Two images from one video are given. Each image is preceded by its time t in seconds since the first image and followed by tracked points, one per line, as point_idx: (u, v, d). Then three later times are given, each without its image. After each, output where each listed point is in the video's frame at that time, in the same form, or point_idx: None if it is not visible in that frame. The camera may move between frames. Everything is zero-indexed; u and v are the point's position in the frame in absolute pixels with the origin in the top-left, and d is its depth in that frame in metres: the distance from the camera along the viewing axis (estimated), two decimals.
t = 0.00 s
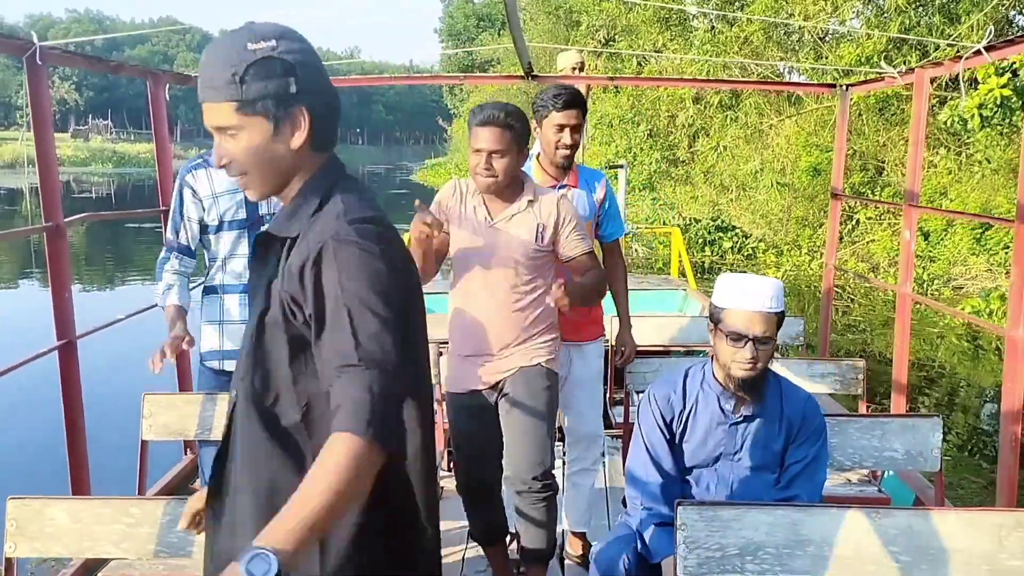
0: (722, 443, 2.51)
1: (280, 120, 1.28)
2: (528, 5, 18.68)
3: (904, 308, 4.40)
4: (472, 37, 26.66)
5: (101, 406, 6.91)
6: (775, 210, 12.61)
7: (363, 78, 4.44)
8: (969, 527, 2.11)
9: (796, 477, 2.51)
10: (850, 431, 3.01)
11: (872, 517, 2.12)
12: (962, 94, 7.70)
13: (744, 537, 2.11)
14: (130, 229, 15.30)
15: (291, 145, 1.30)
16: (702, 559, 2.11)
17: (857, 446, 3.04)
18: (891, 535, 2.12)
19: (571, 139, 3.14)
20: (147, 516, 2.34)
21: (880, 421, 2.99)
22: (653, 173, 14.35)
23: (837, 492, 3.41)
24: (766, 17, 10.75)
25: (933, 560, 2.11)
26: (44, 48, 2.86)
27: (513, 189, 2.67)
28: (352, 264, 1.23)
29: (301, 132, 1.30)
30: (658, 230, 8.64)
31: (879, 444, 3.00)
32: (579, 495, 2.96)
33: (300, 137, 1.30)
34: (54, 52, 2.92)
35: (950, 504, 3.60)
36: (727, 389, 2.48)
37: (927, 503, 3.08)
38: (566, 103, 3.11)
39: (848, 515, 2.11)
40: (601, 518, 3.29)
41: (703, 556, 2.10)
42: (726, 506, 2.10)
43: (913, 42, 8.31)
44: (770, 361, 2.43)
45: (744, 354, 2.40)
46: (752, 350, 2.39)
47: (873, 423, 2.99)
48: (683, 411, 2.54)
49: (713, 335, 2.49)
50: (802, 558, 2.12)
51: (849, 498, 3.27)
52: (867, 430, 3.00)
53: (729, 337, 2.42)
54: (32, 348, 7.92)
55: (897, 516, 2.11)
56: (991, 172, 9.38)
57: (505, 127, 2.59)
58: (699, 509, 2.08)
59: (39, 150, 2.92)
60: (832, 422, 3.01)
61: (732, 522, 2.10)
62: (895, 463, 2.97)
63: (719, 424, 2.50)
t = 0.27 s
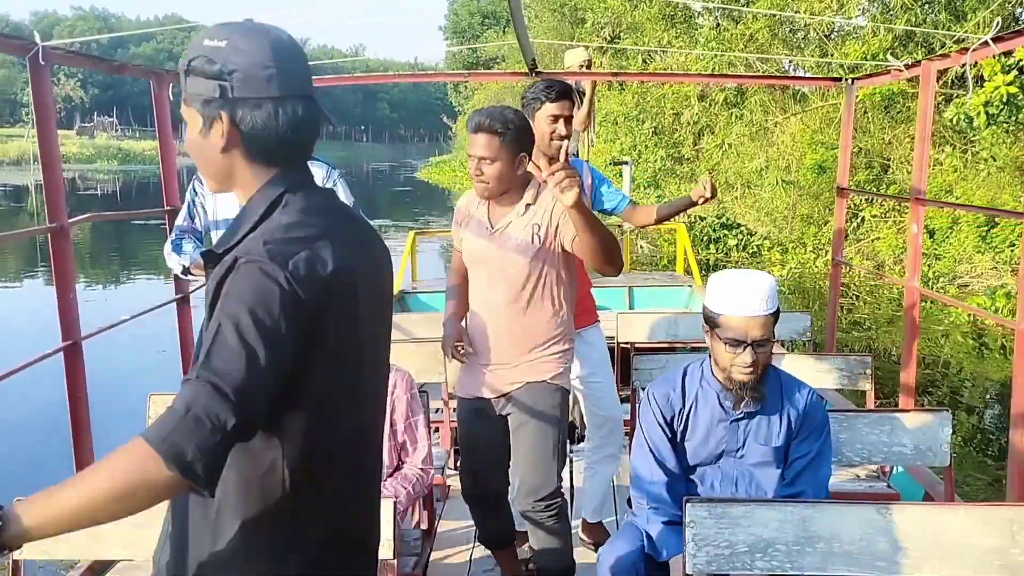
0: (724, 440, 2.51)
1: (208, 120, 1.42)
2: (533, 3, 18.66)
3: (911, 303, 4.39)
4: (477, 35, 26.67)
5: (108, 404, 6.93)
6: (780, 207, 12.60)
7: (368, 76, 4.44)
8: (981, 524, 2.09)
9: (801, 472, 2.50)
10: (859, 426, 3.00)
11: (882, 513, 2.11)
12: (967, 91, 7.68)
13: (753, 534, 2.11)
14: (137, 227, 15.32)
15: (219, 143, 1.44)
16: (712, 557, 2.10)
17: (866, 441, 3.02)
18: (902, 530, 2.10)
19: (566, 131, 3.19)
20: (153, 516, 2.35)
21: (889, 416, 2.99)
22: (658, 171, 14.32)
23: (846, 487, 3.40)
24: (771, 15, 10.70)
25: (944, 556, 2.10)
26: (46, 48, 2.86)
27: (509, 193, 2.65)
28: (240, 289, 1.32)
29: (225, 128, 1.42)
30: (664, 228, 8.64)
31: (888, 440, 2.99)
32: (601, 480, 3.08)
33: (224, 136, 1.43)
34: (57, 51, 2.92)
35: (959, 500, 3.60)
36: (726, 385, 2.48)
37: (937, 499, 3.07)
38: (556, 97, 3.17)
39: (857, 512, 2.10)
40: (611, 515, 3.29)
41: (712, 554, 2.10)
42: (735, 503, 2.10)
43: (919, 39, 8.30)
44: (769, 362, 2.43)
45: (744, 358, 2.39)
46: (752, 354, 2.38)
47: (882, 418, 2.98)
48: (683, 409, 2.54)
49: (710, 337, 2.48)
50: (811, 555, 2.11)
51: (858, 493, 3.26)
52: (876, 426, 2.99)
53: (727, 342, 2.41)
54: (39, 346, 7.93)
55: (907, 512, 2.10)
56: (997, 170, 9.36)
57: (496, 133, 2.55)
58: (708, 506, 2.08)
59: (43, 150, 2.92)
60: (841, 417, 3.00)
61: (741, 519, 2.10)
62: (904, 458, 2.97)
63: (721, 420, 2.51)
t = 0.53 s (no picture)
0: (726, 440, 2.51)
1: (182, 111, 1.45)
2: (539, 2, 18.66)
3: (923, 303, 4.37)
4: (483, 34, 26.69)
5: (117, 405, 6.95)
6: (786, 206, 12.58)
7: (377, 75, 4.44)
8: (999, 526, 2.07)
9: (805, 471, 2.50)
10: (872, 427, 2.99)
11: (897, 515, 2.09)
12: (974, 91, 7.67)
13: (767, 535, 2.10)
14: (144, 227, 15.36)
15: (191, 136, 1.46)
16: (726, 560, 2.10)
17: (879, 442, 3.01)
18: (918, 533, 2.08)
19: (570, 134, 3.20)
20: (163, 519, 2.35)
21: (902, 417, 2.98)
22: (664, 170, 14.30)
23: (858, 488, 3.39)
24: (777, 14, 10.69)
25: (962, 558, 2.08)
26: (55, 47, 2.87)
27: (520, 187, 2.62)
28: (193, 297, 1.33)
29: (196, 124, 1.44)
30: (671, 228, 8.64)
31: (901, 441, 2.98)
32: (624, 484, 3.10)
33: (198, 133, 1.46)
34: (65, 51, 2.93)
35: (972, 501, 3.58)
36: (722, 386, 2.47)
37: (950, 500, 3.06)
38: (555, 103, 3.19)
39: (873, 514, 2.08)
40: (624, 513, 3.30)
41: (727, 556, 2.09)
42: (748, 505, 2.10)
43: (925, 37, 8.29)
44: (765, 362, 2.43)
45: (738, 360, 2.39)
46: (746, 357, 2.38)
47: (895, 419, 2.97)
48: (683, 411, 2.54)
49: (702, 341, 2.47)
50: (826, 558, 2.10)
51: (870, 494, 3.25)
52: (889, 427, 2.98)
53: (720, 347, 2.40)
54: (47, 346, 7.96)
55: (923, 514, 2.08)
56: (1004, 169, 9.34)
57: (505, 126, 2.55)
58: (721, 508, 2.08)
59: (51, 150, 2.93)
60: (852, 417, 3.00)
61: (754, 521, 2.10)
62: (918, 459, 2.96)
63: (720, 421, 2.50)
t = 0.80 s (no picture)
0: (719, 436, 2.51)
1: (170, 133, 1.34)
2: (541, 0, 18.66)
3: (928, 301, 4.36)
4: (484, 32, 26.77)
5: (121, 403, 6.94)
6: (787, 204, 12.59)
7: (378, 72, 4.44)
8: (1003, 528, 2.07)
9: (801, 466, 2.47)
10: (875, 427, 2.99)
11: (901, 515, 2.09)
12: (974, 89, 7.68)
13: (771, 535, 2.10)
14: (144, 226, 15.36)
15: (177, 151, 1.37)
16: (731, 558, 2.11)
17: (882, 442, 3.01)
18: (922, 533, 2.08)
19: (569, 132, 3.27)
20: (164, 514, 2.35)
21: (905, 417, 2.97)
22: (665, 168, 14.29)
23: (862, 488, 3.39)
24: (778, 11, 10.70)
25: (965, 558, 2.08)
26: (59, 41, 2.89)
27: (529, 183, 2.64)
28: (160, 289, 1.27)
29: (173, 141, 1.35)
30: (672, 225, 8.65)
31: (904, 441, 2.98)
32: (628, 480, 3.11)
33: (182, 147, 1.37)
34: (69, 45, 2.95)
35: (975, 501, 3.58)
36: (711, 382, 2.49)
37: (953, 500, 3.05)
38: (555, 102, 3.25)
39: (877, 513, 2.08)
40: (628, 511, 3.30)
41: (731, 555, 2.11)
42: (752, 504, 2.10)
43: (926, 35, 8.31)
44: (750, 354, 2.45)
45: (723, 355, 2.40)
46: (730, 350, 2.40)
47: (899, 419, 2.97)
48: (675, 409, 2.56)
49: (690, 338, 2.49)
50: (830, 557, 2.09)
51: (874, 494, 3.25)
52: (892, 427, 2.98)
53: (704, 342, 2.43)
54: (47, 344, 7.96)
55: (927, 515, 2.08)
56: (1005, 166, 9.34)
57: (520, 123, 2.57)
58: (725, 507, 2.10)
59: (54, 143, 2.94)
60: (856, 417, 3.00)
61: (758, 520, 2.10)
62: (921, 459, 2.96)
63: (713, 418, 2.51)
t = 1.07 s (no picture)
0: (717, 432, 2.50)
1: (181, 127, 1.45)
2: None
3: (928, 302, 4.36)
4: (485, 32, 26.78)
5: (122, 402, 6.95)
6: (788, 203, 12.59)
7: (379, 71, 4.44)
8: (1002, 528, 2.06)
9: (800, 461, 2.47)
10: (874, 427, 2.99)
11: (900, 516, 2.09)
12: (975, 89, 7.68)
13: (770, 535, 2.09)
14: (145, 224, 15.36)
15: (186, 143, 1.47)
16: (728, 557, 2.11)
17: (881, 443, 3.01)
18: (920, 534, 2.08)
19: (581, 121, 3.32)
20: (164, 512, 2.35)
21: (904, 418, 2.97)
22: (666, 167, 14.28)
23: (861, 488, 3.39)
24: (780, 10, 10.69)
25: (963, 558, 2.08)
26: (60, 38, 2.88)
27: (542, 188, 2.67)
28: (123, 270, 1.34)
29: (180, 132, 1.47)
30: (673, 225, 8.65)
31: (903, 442, 2.97)
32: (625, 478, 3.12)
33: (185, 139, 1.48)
34: (69, 42, 2.94)
35: (974, 502, 3.58)
36: (708, 376, 2.50)
37: (951, 500, 3.05)
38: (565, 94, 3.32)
39: (875, 513, 2.08)
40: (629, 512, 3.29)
41: (728, 554, 2.11)
42: (750, 504, 2.10)
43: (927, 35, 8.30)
44: (745, 347, 2.48)
45: (719, 345, 2.43)
46: (726, 341, 2.42)
47: (897, 420, 2.97)
48: (673, 406, 2.56)
49: (685, 334, 2.52)
50: (828, 557, 2.09)
51: (873, 494, 3.25)
52: (890, 428, 2.98)
53: (701, 334, 2.45)
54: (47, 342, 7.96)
55: (925, 515, 2.08)
56: (1005, 165, 9.35)
57: (541, 129, 2.58)
58: (724, 507, 2.09)
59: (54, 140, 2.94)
60: (855, 418, 3.00)
61: (757, 520, 2.09)
62: (919, 459, 2.96)
63: (710, 414, 2.51)
